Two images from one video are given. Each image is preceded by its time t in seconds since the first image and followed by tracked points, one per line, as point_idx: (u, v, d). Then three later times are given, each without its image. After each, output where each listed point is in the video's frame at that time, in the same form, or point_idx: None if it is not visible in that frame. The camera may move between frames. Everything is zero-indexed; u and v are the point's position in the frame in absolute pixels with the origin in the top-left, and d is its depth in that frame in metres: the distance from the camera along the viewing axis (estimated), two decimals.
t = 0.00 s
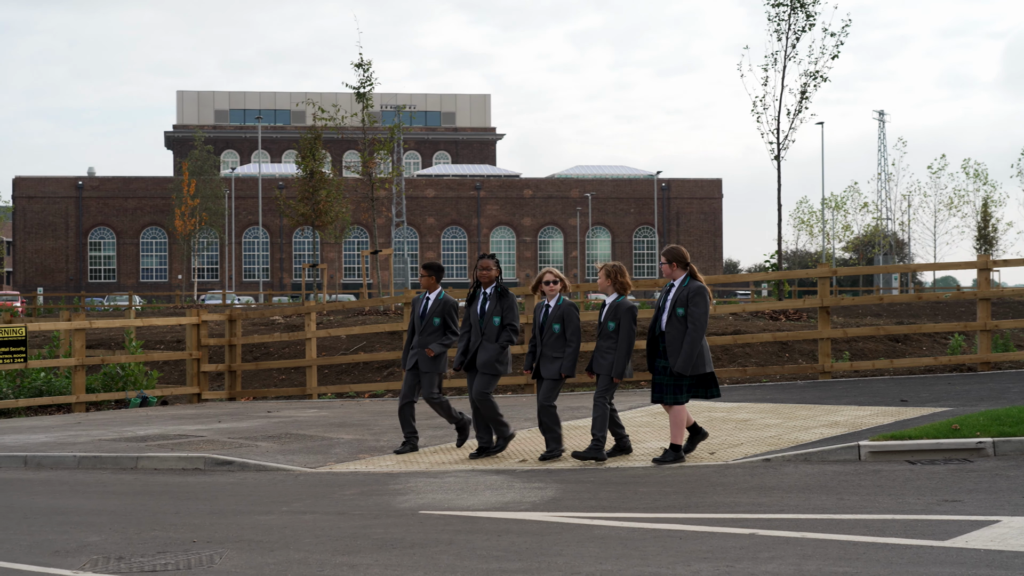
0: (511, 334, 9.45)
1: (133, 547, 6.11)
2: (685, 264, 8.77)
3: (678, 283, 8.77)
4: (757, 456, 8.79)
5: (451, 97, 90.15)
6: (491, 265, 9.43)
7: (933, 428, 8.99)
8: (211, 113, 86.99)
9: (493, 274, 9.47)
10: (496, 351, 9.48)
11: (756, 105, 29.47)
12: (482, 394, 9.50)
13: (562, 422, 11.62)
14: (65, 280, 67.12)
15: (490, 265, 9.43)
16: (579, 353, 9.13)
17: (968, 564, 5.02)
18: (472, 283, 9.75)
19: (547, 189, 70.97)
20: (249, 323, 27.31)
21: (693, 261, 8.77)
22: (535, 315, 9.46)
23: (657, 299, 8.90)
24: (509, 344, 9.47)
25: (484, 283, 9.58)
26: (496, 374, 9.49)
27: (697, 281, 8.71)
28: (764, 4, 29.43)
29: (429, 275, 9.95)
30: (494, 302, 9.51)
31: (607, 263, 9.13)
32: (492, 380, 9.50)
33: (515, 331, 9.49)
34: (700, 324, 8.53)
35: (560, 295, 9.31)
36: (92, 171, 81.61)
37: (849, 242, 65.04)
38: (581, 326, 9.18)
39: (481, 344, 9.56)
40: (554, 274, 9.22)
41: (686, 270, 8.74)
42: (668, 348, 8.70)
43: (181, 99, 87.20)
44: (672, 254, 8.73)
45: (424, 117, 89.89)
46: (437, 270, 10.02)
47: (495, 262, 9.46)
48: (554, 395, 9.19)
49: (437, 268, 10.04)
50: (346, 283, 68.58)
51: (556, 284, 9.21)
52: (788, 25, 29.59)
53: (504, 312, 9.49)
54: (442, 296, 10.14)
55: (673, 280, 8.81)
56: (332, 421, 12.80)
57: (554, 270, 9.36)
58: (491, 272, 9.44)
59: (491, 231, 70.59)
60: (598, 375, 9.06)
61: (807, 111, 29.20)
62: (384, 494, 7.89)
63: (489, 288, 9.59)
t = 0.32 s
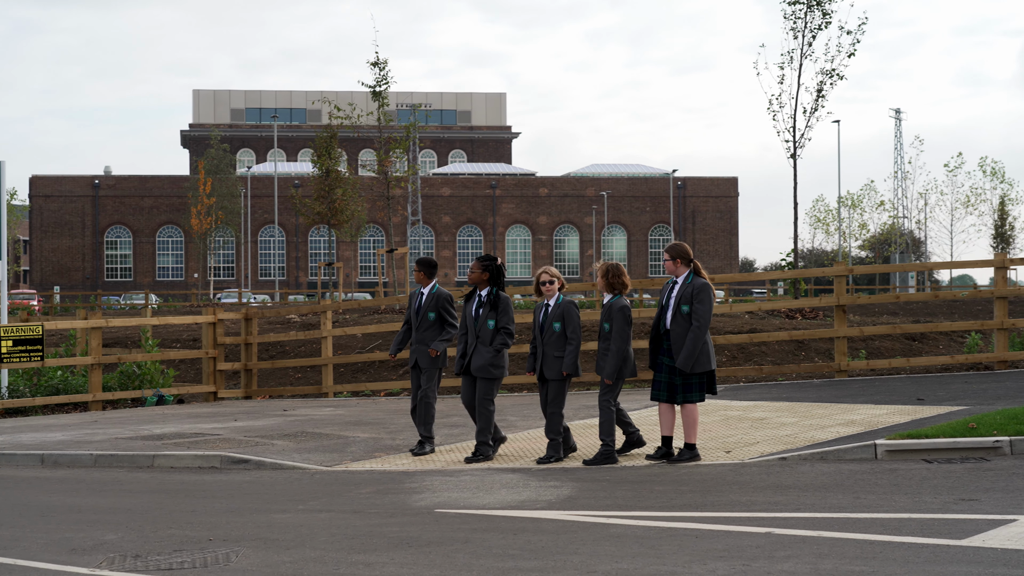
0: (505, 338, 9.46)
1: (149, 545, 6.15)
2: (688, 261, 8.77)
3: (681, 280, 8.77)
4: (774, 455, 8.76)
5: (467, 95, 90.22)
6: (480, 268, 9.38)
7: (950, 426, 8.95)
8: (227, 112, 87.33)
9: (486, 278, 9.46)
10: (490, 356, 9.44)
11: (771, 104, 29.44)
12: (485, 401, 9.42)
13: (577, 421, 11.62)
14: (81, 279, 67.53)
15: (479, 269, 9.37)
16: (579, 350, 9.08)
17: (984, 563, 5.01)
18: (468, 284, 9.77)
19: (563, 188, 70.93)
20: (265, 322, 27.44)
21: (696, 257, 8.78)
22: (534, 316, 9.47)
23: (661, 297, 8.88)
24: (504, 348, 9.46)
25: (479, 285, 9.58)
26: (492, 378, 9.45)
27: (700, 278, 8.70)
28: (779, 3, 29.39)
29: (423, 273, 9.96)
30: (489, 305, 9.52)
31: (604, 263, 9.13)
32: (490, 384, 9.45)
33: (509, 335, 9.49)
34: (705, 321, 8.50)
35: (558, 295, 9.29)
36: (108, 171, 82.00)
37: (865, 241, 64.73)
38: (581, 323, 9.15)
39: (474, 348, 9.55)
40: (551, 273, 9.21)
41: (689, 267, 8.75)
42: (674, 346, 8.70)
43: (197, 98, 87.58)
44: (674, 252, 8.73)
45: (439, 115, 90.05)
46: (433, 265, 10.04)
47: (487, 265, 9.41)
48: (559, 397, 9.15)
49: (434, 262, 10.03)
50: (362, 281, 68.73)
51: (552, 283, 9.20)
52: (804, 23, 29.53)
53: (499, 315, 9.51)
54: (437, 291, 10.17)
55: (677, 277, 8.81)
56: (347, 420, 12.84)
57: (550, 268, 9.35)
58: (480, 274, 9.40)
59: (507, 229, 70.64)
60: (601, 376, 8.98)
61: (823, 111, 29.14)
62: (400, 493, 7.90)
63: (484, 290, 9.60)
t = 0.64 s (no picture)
0: (505, 337, 9.48)
1: (164, 543, 6.19)
2: (688, 259, 8.81)
3: (683, 278, 8.77)
4: (789, 454, 8.73)
5: (481, 95, 90.31)
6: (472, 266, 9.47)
7: (966, 426, 8.90)
8: (242, 111, 87.67)
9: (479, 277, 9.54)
10: (490, 356, 9.45)
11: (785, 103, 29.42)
12: (491, 401, 9.43)
13: (591, 420, 11.61)
14: (96, 278, 67.88)
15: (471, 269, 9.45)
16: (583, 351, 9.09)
17: (1000, 563, 4.99)
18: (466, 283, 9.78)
19: (577, 187, 70.93)
20: (279, 322, 27.56)
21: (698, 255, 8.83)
22: (536, 316, 9.47)
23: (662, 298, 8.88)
24: (503, 347, 9.49)
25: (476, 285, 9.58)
26: (494, 379, 9.44)
27: (701, 276, 8.71)
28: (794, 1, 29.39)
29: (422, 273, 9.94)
30: (485, 305, 9.53)
31: (612, 262, 9.14)
32: (494, 385, 9.45)
33: (508, 335, 9.51)
34: (708, 320, 8.53)
35: (559, 294, 9.25)
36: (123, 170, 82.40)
37: (880, 240, 64.50)
38: (584, 323, 9.16)
39: (475, 349, 9.55)
40: (550, 273, 9.21)
41: (692, 265, 8.77)
42: (677, 345, 8.70)
43: (211, 98, 87.92)
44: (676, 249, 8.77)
45: (454, 115, 90.13)
46: (434, 263, 10.03)
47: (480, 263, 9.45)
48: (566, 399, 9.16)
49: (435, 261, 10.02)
50: (376, 280, 68.85)
51: (556, 282, 9.18)
52: (819, 22, 29.51)
53: (497, 314, 9.51)
54: (439, 290, 10.16)
55: (678, 277, 8.83)
56: (360, 419, 12.88)
57: (552, 267, 9.34)
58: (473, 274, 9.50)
59: (520, 229, 70.63)
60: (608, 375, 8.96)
61: (837, 110, 29.14)
62: (415, 492, 7.93)
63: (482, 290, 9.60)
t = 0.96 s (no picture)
0: (497, 338, 9.34)
1: (175, 542, 6.21)
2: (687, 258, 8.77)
3: (684, 278, 8.74)
4: (801, 454, 8.71)
5: (492, 94, 90.32)
6: (469, 271, 9.36)
7: (977, 425, 8.86)
8: (253, 110, 87.95)
9: (474, 278, 9.41)
10: (482, 357, 9.37)
11: (797, 102, 29.37)
12: (478, 402, 9.37)
13: (602, 419, 11.60)
14: (108, 277, 68.16)
15: (468, 272, 9.37)
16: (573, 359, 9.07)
17: (1011, 561, 4.97)
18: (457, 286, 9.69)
19: (589, 186, 70.91)
20: (290, 321, 27.69)
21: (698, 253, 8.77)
22: (527, 319, 9.40)
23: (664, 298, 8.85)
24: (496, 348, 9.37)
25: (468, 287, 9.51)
26: (485, 379, 9.37)
27: (699, 274, 8.67)
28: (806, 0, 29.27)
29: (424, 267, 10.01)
30: (478, 305, 9.44)
31: (621, 261, 9.14)
32: (483, 385, 9.37)
33: (501, 335, 9.38)
34: (708, 317, 8.47)
35: (549, 299, 9.23)
36: (134, 169, 82.66)
37: (892, 239, 64.30)
38: (573, 328, 9.14)
39: (468, 350, 9.49)
40: (539, 278, 9.16)
41: (693, 265, 8.72)
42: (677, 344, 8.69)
43: (223, 97, 88.20)
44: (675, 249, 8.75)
45: (465, 114, 90.15)
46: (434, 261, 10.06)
47: (472, 265, 9.37)
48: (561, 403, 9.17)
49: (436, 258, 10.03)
50: (387, 279, 68.94)
51: (543, 286, 9.19)
52: (831, 20, 29.38)
53: (489, 314, 9.42)
54: (441, 288, 10.17)
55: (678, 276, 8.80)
56: (372, 418, 12.90)
57: (543, 271, 9.28)
58: (471, 277, 9.38)
59: (532, 228, 70.56)
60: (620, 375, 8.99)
61: (849, 108, 29.02)
62: (426, 490, 7.95)
63: (473, 291, 9.53)
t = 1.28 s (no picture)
0: (493, 337, 9.34)
1: (186, 542, 6.24)
2: (693, 258, 8.77)
3: (689, 278, 8.77)
4: (812, 452, 8.71)
5: (503, 93, 90.35)
6: (460, 274, 9.20)
7: (989, 424, 8.84)
8: (264, 110, 88.22)
9: (464, 280, 9.27)
10: (478, 358, 9.32)
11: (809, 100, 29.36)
12: (465, 401, 9.35)
13: (611, 418, 11.61)
14: (119, 276, 68.40)
15: (459, 275, 9.20)
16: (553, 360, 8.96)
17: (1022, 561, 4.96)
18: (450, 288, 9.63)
19: (600, 185, 70.88)
20: (301, 320, 27.75)
21: (703, 255, 8.79)
22: (514, 317, 9.34)
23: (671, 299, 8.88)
24: (491, 349, 9.35)
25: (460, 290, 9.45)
26: (480, 380, 9.33)
27: (706, 276, 8.68)
28: None
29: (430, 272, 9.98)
30: (472, 307, 9.38)
31: (630, 261, 8.92)
32: (474, 385, 9.34)
33: (496, 334, 9.37)
34: (713, 319, 8.51)
35: (535, 298, 9.11)
36: (145, 167, 82.92)
37: (903, 237, 64.10)
38: (557, 328, 9.02)
39: (464, 352, 9.43)
40: (527, 278, 8.96)
41: (698, 266, 8.74)
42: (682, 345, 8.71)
43: (234, 97, 88.49)
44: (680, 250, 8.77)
45: (476, 113, 90.21)
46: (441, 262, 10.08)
47: (462, 269, 9.21)
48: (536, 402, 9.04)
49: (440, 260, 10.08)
50: (398, 279, 68.99)
51: (528, 286, 8.98)
52: (841, 19, 29.26)
53: (482, 316, 9.37)
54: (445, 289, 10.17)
55: (685, 276, 8.82)
56: (383, 417, 12.94)
57: (528, 269, 9.09)
58: (462, 280, 9.23)
59: (543, 226, 70.51)
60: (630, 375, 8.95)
61: (860, 107, 28.95)
62: (436, 489, 7.96)
63: (465, 293, 9.46)
